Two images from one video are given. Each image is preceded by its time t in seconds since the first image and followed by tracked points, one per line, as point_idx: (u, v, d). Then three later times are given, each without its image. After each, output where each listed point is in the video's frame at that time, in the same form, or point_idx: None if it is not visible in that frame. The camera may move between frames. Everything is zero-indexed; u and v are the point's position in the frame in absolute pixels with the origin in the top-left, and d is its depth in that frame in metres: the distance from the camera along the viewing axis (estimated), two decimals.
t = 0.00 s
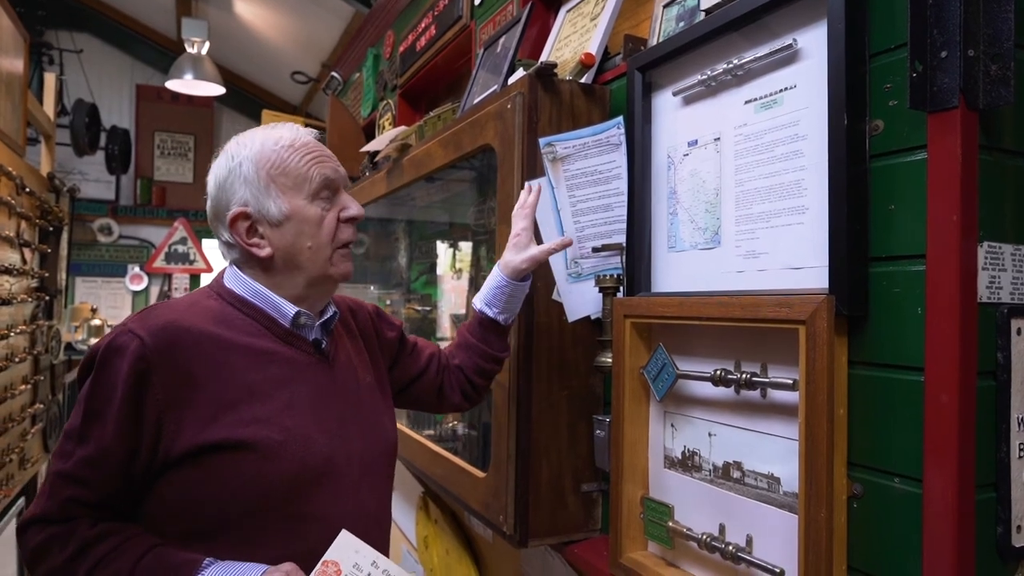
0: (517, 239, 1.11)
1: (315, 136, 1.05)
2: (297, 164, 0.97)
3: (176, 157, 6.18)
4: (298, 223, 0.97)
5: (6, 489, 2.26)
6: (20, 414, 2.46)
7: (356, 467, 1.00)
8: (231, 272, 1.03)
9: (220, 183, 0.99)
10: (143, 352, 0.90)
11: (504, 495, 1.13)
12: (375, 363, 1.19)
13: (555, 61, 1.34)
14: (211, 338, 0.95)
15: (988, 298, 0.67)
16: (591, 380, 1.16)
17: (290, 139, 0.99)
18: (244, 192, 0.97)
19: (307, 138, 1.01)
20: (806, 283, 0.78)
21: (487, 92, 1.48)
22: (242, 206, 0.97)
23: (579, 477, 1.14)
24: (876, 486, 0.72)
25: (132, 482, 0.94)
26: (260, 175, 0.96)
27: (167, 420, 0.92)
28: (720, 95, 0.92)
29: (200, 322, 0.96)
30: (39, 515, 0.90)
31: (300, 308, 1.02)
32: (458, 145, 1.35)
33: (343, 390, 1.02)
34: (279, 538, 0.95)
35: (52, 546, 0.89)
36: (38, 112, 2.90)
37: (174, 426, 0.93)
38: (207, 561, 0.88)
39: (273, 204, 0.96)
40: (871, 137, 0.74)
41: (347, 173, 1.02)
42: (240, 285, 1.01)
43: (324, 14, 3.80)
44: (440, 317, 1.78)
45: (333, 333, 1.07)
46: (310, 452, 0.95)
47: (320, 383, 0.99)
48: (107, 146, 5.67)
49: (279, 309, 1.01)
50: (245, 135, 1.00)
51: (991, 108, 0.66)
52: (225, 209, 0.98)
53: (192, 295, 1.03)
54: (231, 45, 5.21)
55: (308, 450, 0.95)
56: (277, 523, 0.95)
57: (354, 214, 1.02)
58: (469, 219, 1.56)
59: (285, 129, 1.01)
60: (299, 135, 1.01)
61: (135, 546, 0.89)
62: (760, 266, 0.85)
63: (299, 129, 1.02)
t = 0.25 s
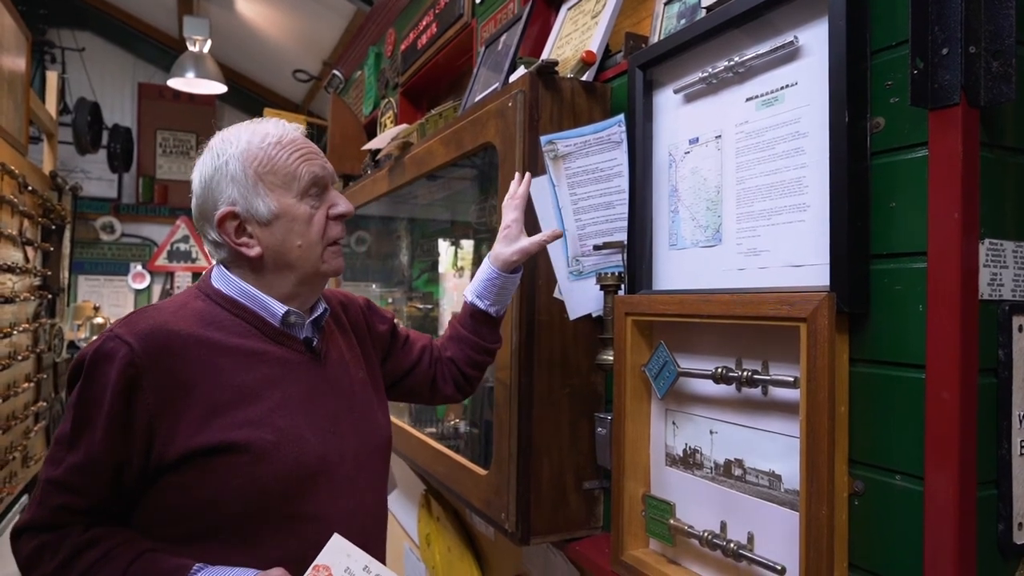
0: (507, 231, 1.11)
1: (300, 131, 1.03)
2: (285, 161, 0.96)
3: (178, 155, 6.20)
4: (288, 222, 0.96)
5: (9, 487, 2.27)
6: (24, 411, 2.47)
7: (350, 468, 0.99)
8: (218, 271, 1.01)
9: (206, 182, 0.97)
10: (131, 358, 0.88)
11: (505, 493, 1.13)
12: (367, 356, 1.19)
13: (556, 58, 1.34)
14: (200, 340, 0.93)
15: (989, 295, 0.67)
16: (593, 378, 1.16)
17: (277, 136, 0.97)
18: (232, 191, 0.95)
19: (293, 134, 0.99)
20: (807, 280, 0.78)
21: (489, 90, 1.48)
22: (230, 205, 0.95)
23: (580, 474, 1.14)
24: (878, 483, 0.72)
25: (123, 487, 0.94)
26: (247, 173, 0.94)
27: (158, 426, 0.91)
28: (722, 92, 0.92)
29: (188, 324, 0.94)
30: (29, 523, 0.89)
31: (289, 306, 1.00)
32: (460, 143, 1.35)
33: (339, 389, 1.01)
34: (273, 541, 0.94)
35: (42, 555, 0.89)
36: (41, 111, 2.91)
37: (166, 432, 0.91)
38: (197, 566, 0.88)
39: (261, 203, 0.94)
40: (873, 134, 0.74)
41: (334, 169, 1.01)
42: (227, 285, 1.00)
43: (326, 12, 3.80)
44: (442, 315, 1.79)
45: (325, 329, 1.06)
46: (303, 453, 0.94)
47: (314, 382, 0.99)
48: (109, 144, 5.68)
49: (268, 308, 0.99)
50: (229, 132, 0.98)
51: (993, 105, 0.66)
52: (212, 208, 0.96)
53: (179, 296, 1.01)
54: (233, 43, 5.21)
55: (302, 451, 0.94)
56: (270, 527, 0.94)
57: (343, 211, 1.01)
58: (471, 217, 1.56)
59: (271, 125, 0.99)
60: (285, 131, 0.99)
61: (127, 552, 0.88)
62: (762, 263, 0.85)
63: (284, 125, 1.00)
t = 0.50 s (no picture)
0: (505, 232, 1.11)
1: (297, 129, 1.03)
2: (281, 161, 0.96)
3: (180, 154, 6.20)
4: (284, 222, 0.95)
5: (11, 485, 2.28)
6: (27, 409, 2.47)
7: (348, 467, 0.99)
8: (216, 270, 1.01)
9: (202, 182, 0.97)
10: (130, 355, 0.89)
11: (507, 491, 1.13)
12: (364, 356, 1.18)
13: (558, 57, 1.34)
14: (198, 338, 0.93)
15: (991, 294, 0.67)
16: (594, 376, 1.16)
17: (273, 136, 0.97)
18: (228, 191, 0.94)
19: (289, 134, 0.99)
20: (809, 279, 0.78)
21: (491, 89, 1.48)
22: (226, 206, 0.94)
23: (582, 472, 1.14)
24: (879, 481, 0.72)
25: (121, 485, 0.94)
26: (243, 173, 0.94)
27: (156, 425, 0.91)
28: (723, 91, 0.92)
29: (186, 322, 0.94)
30: (27, 522, 0.89)
31: (288, 306, 1.00)
32: (461, 142, 1.35)
33: (337, 388, 1.02)
34: (271, 540, 0.94)
35: (40, 554, 0.89)
36: (43, 109, 2.91)
37: (165, 430, 0.92)
38: (199, 564, 0.88)
39: (258, 203, 0.94)
40: (875, 132, 0.74)
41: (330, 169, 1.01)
42: (225, 284, 1.00)
43: (327, 10, 3.80)
44: (443, 313, 1.79)
45: (323, 328, 1.06)
46: (302, 453, 0.94)
47: (312, 381, 0.99)
48: (111, 143, 5.69)
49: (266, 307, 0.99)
50: (226, 132, 0.97)
51: (995, 103, 0.66)
52: (210, 208, 0.96)
53: (177, 295, 1.01)
54: (235, 42, 5.21)
55: (300, 451, 0.94)
56: (269, 526, 0.94)
57: (340, 210, 1.01)
58: (473, 216, 1.56)
59: (267, 124, 0.98)
60: (281, 130, 0.99)
61: (125, 551, 0.88)
62: (764, 261, 0.85)
63: (280, 124, 1.00)
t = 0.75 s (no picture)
0: (505, 232, 1.11)
1: (298, 130, 1.03)
2: (282, 161, 0.96)
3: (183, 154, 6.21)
4: (285, 222, 0.95)
5: (13, 485, 2.28)
6: (29, 410, 2.48)
7: (349, 467, 0.99)
8: (218, 270, 1.01)
9: (204, 182, 0.97)
10: (132, 354, 0.89)
11: (509, 491, 1.13)
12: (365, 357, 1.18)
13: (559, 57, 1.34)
14: (200, 338, 0.93)
15: (996, 294, 0.67)
16: (596, 377, 1.16)
17: (274, 136, 0.97)
18: (229, 191, 0.94)
19: (290, 134, 0.99)
20: (812, 278, 0.78)
21: (493, 89, 1.47)
22: (227, 206, 0.94)
23: (584, 472, 1.14)
24: (883, 482, 0.72)
25: (122, 485, 0.94)
26: (244, 174, 0.94)
27: (157, 424, 0.91)
28: (726, 90, 0.92)
29: (188, 322, 0.95)
30: (29, 520, 0.89)
31: (289, 305, 1.00)
32: (463, 142, 1.35)
33: (338, 389, 1.02)
34: (273, 539, 0.94)
35: (42, 552, 0.89)
36: (46, 110, 2.92)
37: (165, 429, 0.91)
38: (200, 563, 0.87)
39: (259, 203, 0.94)
40: (878, 132, 0.74)
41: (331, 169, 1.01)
42: (227, 284, 1.00)
43: (329, 11, 3.80)
44: (445, 314, 1.79)
45: (324, 329, 1.06)
46: (303, 453, 0.94)
47: (313, 381, 0.99)
48: (114, 143, 5.70)
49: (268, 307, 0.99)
50: (227, 132, 0.97)
51: (999, 102, 0.66)
52: (211, 208, 0.96)
53: (179, 294, 1.01)
54: (237, 42, 5.22)
55: (301, 450, 0.94)
56: (270, 525, 0.94)
57: (341, 210, 1.01)
58: (475, 216, 1.56)
59: (268, 124, 0.98)
60: (282, 130, 0.99)
61: (126, 550, 0.88)
62: (766, 261, 0.84)
63: (281, 124, 1.00)
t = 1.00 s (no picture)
0: (506, 235, 1.11)
1: (300, 130, 1.02)
2: (278, 162, 0.95)
3: (185, 155, 6.21)
4: (281, 223, 0.95)
5: (15, 485, 2.28)
6: (31, 410, 2.48)
7: (349, 467, 0.99)
8: (220, 271, 1.01)
9: (203, 183, 0.97)
10: (133, 354, 0.88)
11: (512, 492, 1.13)
12: (366, 358, 1.18)
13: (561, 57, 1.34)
14: (201, 338, 0.93)
15: (1000, 294, 0.67)
16: (598, 377, 1.16)
17: (272, 137, 0.97)
18: (226, 192, 0.95)
19: (289, 134, 0.98)
20: (815, 279, 0.78)
21: (495, 88, 1.47)
22: (224, 207, 0.95)
23: (586, 473, 1.14)
24: (886, 483, 0.72)
25: (123, 483, 0.94)
26: (240, 174, 0.94)
27: (158, 423, 0.91)
28: (728, 90, 0.92)
29: (190, 322, 0.94)
30: (30, 517, 0.89)
31: (290, 306, 1.00)
32: (465, 142, 1.35)
33: (339, 389, 1.01)
34: (272, 539, 0.94)
35: (41, 550, 0.89)
36: (48, 110, 2.92)
37: (166, 428, 0.91)
38: (197, 562, 0.87)
39: (254, 204, 0.94)
40: (881, 131, 0.74)
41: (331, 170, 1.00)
42: (229, 284, 1.00)
43: (331, 11, 3.81)
44: (447, 314, 1.79)
45: (325, 329, 1.06)
46: (303, 453, 0.94)
47: (313, 382, 0.98)
48: (116, 144, 5.70)
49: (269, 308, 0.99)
50: (226, 133, 0.98)
51: (1003, 102, 0.65)
52: (210, 209, 0.97)
53: (181, 294, 1.01)
54: (239, 43, 5.22)
55: (302, 451, 0.94)
56: (270, 524, 0.94)
57: (340, 212, 0.99)
58: (477, 217, 1.56)
59: (268, 125, 0.98)
60: (281, 131, 0.98)
61: (125, 548, 0.88)
62: (769, 262, 0.84)
63: (281, 125, 0.99)
